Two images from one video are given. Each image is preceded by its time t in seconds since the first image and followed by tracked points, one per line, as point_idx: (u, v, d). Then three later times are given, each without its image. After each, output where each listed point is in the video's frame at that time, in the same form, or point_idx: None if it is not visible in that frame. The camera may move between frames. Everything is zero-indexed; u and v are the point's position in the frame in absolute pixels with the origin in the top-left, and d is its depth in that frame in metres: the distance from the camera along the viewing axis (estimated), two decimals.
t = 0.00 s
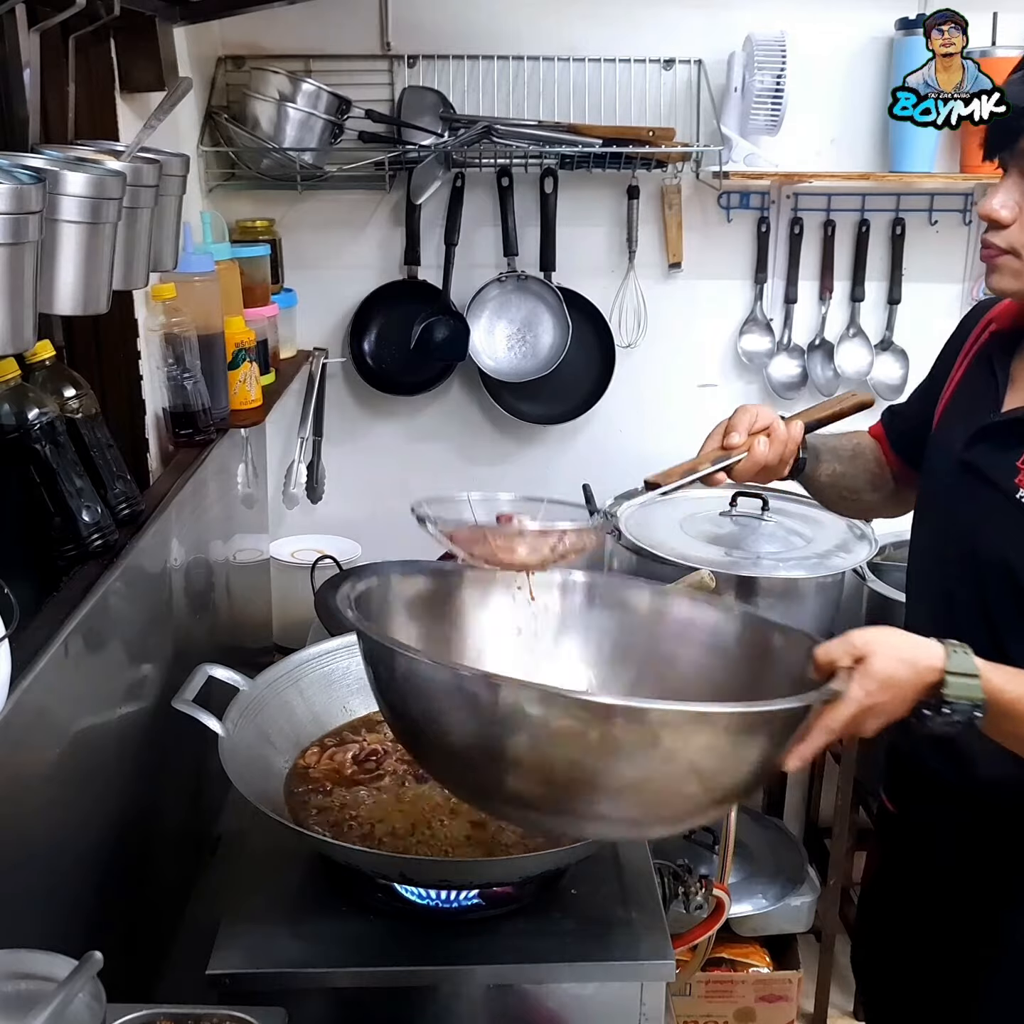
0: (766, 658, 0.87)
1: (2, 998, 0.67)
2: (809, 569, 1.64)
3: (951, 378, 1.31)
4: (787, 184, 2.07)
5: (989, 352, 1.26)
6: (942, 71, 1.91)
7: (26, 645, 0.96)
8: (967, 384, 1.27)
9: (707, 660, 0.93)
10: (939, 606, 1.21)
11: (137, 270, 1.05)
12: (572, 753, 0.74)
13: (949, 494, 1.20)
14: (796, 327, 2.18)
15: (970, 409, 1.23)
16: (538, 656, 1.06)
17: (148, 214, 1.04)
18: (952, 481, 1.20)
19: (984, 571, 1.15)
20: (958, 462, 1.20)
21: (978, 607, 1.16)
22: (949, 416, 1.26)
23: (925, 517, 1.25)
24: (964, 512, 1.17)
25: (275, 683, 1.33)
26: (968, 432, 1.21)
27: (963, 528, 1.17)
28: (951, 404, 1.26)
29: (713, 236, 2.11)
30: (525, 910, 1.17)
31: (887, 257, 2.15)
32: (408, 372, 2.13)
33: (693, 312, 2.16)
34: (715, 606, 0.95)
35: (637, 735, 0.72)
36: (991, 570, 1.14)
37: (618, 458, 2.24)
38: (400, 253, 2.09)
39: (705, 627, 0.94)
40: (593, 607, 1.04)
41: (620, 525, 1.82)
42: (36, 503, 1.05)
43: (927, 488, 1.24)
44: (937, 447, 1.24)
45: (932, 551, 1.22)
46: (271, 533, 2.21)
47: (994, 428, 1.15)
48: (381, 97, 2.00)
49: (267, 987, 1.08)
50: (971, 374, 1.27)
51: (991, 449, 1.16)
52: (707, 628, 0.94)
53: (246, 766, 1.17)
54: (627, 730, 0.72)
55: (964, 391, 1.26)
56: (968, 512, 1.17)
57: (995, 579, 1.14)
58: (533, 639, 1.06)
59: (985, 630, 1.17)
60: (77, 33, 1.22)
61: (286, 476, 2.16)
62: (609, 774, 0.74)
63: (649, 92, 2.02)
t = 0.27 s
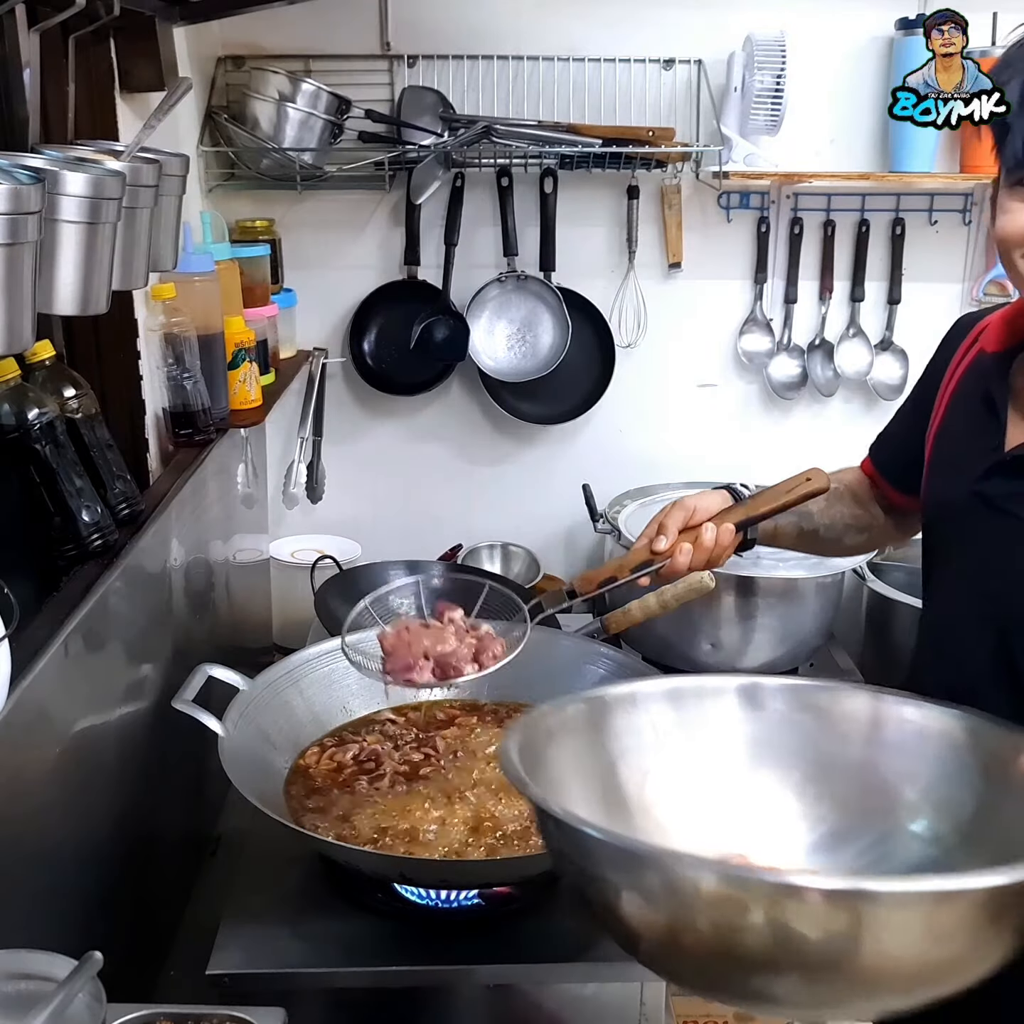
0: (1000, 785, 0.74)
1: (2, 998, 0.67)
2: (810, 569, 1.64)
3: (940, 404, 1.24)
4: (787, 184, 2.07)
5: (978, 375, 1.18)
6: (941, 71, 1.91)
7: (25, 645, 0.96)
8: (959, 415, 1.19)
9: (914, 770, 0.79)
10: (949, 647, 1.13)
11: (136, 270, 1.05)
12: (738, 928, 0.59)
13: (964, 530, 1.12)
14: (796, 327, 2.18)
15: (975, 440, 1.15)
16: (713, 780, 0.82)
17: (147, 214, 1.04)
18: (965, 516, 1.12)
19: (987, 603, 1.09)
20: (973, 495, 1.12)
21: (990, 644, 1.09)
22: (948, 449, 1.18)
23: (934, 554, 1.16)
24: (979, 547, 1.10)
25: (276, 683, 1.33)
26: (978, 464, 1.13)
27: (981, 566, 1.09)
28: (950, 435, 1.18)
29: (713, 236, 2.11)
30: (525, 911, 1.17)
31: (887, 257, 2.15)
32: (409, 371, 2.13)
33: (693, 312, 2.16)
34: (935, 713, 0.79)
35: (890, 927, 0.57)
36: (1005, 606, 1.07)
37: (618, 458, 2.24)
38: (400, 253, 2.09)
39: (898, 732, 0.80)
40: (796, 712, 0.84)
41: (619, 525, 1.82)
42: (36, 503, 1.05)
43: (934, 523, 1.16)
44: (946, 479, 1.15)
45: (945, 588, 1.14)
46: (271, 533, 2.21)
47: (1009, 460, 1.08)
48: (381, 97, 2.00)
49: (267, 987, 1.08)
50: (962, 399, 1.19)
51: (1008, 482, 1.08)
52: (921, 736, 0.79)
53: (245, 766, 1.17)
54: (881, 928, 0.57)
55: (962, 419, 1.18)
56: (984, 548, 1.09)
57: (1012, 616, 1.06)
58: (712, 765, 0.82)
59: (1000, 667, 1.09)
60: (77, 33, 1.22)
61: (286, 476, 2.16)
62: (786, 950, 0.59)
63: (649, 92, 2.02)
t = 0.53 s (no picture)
0: None
1: (2, 999, 0.67)
2: (810, 569, 1.64)
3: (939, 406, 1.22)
4: (787, 184, 2.07)
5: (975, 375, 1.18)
6: (941, 71, 1.90)
7: (26, 645, 0.96)
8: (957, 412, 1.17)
9: (974, 820, 0.83)
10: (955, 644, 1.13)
11: (136, 269, 1.05)
12: (788, 980, 0.60)
13: (966, 529, 1.11)
14: (796, 327, 2.18)
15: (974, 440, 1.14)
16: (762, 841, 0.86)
17: (147, 214, 1.03)
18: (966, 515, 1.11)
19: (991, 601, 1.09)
20: (972, 494, 1.11)
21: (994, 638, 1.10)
22: (946, 451, 1.17)
23: (935, 551, 1.16)
24: (981, 545, 1.09)
25: (277, 683, 1.33)
26: (978, 463, 1.12)
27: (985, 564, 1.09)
28: (951, 435, 1.17)
29: (713, 236, 2.11)
30: (525, 911, 1.17)
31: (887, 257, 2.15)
32: (409, 372, 2.13)
33: (692, 312, 2.16)
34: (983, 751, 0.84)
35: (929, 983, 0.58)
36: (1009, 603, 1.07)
37: (618, 458, 2.24)
38: (400, 253, 2.09)
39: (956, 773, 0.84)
40: (830, 754, 0.88)
41: (619, 525, 1.82)
42: (36, 503, 1.05)
43: (935, 521, 1.16)
44: (948, 481, 1.15)
45: (949, 586, 1.14)
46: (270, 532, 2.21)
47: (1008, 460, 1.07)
48: (381, 97, 2.00)
49: (266, 988, 1.08)
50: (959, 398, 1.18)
51: (1007, 482, 1.08)
52: (973, 777, 0.84)
53: (245, 765, 1.17)
54: (936, 1004, 0.58)
55: (959, 419, 1.17)
56: (987, 547, 1.09)
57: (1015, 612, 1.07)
58: (749, 814, 0.87)
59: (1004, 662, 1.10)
60: (77, 33, 1.22)
61: (286, 476, 2.16)
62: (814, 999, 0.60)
63: (649, 92, 2.02)
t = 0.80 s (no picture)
0: (992, 829, 0.82)
1: (2, 999, 0.67)
2: (811, 570, 1.65)
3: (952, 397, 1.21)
4: (787, 184, 2.07)
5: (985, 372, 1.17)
6: (941, 70, 1.90)
7: (26, 645, 0.96)
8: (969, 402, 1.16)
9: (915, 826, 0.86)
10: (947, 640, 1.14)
11: (136, 269, 1.05)
12: (737, 1011, 0.61)
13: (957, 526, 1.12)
14: (796, 327, 2.18)
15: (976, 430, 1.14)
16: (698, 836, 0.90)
17: (147, 214, 1.04)
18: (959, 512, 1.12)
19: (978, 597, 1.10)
20: (967, 489, 1.12)
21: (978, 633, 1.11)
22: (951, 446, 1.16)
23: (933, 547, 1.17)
24: (969, 542, 1.10)
25: (277, 684, 1.32)
26: (976, 458, 1.12)
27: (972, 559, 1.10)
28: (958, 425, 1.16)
29: (713, 236, 2.11)
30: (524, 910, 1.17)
31: (887, 257, 2.15)
32: (409, 372, 2.12)
33: (693, 312, 2.16)
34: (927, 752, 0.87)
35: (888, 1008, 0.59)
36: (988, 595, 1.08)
37: (618, 458, 2.24)
38: (400, 253, 2.09)
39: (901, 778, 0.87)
40: (776, 751, 0.91)
41: (620, 525, 1.82)
42: (36, 503, 1.05)
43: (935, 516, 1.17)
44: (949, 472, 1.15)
45: (941, 583, 1.15)
46: (270, 532, 2.21)
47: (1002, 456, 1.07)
48: (381, 97, 2.00)
49: (266, 988, 1.08)
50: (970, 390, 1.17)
51: (1001, 479, 1.08)
52: (920, 780, 0.86)
53: (245, 766, 1.17)
54: None
55: (966, 410, 1.16)
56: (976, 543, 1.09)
57: (993, 602, 1.08)
58: (688, 815, 0.91)
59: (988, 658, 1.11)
60: (77, 32, 1.22)
61: (286, 476, 2.16)
62: None
63: (649, 92, 2.02)
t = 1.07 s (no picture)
0: (948, 829, 0.82)
1: (2, 999, 0.67)
2: (811, 569, 1.65)
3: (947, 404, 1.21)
4: (787, 184, 2.07)
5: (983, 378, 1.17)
6: (942, 71, 1.90)
7: (25, 646, 0.96)
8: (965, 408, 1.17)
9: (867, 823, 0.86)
10: (952, 645, 1.13)
11: (136, 269, 1.05)
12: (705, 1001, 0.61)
13: (961, 530, 1.12)
14: (796, 327, 2.18)
15: (975, 437, 1.14)
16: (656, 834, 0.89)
17: (147, 215, 1.04)
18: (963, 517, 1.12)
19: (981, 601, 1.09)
20: (968, 495, 1.12)
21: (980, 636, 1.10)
22: (948, 453, 1.17)
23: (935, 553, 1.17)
24: (976, 546, 1.10)
25: (277, 684, 1.32)
26: (975, 464, 1.13)
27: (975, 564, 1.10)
28: (957, 433, 1.17)
29: (713, 236, 2.11)
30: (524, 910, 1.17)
31: (887, 257, 2.15)
32: (409, 372, 2.12)
33: (693, 312, 2.16)
34: (883, 760, 0.86)
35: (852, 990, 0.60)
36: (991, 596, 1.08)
37: (618, 458, 2.24)
38: (400, 253, 2.09)
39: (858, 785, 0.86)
40: (725, 764, 0.90)
41: (620, 525, 1.82)
42: (36, 503, 1.05)
43: (934, 520, 1.16)
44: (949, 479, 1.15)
45: (945, 589, 1.14)
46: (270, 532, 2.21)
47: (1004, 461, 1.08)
48: (380, 97, 2.00)
49: (266, 988, 1.08)
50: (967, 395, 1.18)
51: (1002, 483, 1.08)
52: (871, 787, 0.86)
53: (245, 766, 1.17)
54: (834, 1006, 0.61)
55: (965, 415, 1.17)
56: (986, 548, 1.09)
57: (999, 606, 1.08)
58: (647, 827, 0.89)
59: (989, 664, 1.10)
60: (77, 32, 1.22)
61: (286, 476, 2.16)
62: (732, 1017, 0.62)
63: (649, 92, 2.02)
